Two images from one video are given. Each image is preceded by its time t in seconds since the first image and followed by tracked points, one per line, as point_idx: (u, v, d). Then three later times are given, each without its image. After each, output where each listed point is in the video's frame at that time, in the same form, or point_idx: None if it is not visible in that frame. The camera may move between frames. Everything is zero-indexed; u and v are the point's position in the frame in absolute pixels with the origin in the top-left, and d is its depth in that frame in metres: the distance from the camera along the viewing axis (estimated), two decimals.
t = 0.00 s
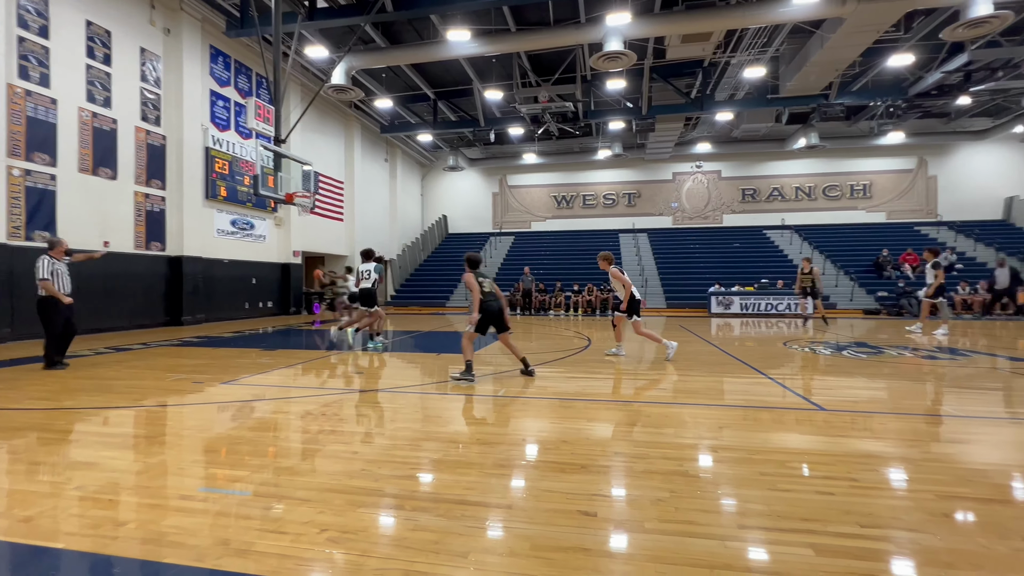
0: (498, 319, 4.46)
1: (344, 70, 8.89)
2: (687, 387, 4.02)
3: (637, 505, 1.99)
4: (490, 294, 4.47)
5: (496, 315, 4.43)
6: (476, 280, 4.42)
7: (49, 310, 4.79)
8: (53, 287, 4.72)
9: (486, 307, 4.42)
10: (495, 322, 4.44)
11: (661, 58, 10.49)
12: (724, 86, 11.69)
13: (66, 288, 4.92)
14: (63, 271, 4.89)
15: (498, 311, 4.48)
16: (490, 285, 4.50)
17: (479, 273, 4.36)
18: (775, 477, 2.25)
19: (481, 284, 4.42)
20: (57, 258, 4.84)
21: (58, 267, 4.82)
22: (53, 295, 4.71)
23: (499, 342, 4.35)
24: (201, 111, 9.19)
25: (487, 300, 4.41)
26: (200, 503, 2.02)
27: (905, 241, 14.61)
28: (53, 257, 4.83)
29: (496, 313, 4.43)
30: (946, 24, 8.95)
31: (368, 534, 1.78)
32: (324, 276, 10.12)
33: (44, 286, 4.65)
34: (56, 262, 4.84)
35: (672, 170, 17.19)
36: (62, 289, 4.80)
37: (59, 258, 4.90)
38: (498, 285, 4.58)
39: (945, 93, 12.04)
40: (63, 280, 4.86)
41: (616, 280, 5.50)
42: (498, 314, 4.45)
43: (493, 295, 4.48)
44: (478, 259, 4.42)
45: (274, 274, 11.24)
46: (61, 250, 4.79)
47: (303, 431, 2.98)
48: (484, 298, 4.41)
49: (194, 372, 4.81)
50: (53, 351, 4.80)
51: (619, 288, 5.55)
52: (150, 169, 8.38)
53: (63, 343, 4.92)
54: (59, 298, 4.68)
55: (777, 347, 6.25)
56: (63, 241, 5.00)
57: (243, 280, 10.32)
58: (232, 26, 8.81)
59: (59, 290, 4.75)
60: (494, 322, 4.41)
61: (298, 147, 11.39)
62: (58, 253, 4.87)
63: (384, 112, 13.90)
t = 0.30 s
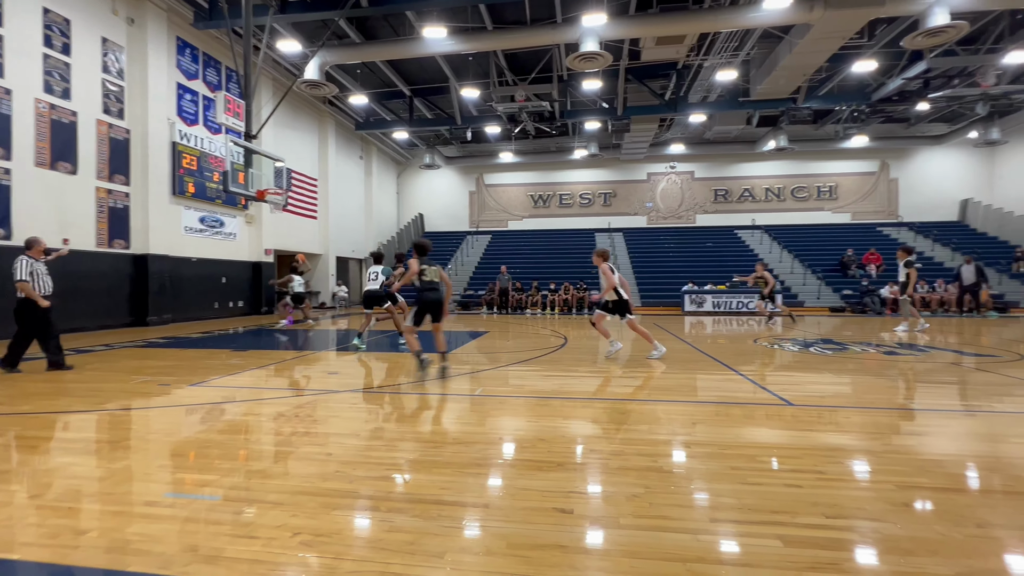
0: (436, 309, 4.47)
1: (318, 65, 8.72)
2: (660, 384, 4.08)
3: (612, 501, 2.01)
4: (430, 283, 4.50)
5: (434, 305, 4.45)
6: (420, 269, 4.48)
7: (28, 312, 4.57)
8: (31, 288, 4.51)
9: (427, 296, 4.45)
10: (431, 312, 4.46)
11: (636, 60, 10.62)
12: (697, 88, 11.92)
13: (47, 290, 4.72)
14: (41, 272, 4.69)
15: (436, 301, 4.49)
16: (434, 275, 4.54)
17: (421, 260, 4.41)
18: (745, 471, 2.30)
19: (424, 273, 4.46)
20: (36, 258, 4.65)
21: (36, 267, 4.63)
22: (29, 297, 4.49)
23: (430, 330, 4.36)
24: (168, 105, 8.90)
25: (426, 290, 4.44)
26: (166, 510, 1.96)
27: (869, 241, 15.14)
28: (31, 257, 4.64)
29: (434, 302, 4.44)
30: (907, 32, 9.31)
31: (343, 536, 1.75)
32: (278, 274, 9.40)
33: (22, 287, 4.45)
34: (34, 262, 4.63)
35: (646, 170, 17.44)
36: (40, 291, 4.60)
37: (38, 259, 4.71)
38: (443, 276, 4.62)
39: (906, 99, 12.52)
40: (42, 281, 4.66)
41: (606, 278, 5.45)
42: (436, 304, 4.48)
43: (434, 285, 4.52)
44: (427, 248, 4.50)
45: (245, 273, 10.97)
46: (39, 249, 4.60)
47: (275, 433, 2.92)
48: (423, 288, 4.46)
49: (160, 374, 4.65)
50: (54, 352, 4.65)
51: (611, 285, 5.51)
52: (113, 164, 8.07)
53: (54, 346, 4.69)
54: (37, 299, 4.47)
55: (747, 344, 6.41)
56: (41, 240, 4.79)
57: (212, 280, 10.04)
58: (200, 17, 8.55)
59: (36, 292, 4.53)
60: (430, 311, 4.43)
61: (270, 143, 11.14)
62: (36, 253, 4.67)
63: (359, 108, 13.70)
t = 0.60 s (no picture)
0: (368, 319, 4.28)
1: (294, 61, 8.57)
2: (638, 383, 4.13)
3: (591, 498, 2.03)
4: (364, 292, 4.31)
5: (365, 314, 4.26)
6: (357, 273, 4.27)
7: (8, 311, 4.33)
8: (11, 284, 4.27)
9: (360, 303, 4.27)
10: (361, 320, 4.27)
11: (614, 61, 10.73)
12: (674, 91, 12.10)
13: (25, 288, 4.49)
14: (21, 269, 4.48)
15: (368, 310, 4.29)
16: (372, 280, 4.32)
17: (359, 266, 4.24)
18: (720, 467, 2.35)
19: (360, 278, 4.25)
20: (15, 255, 4.44)
21: (16, 264, 4.42)
22: (12, 294, 4.26)
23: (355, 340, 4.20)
24: (136, 99, 8.62)
25: (357, 297, 4.26)
26: (135, 516, 1.89)
27: (839, 242, 15.57)
28: (10, 254, 4.42)
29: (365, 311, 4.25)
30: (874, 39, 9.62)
31: (319, 540, 1.72)
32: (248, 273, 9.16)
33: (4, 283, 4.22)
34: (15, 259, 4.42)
35: (624, 171, 17.63)
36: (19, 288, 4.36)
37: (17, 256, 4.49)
38: (384, 282, 4.36)
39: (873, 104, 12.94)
40: (20, 279, 4.44)
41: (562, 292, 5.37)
42: (368, 313, 4.28)
43: (371, 292, 4.31)
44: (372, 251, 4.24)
45: (218, 273, 10.70)
46: (22, 245, 4.40)
47: (250, 436, 2.85)
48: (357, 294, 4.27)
49: (128, 377, 4.50)
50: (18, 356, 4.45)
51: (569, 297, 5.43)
52: (77, 159, 7.78)
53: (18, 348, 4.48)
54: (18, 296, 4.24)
55: (722, 342, 6.53)
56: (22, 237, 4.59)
57: (183, 279, 9.77)
58: (170, 10, 8.31)
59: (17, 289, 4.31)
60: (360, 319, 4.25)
61: (243, 139, 10.88)
62: (15, 250, 4.45)
63: (336, 106, 13.50)
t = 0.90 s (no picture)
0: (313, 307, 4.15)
1: (263, 54, 8.34)
2: (611, 381, 4.18)
3: (565, 496, 2.04)
4: (313, 278, 4.21)
5: (308, 302, 4.14)
6: (308, 259, 4.23)
7: None
8: None
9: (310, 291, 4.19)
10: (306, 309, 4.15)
11: (588, 62, 10.81)
12: (646, 92, 12.26)
13: None
14: None
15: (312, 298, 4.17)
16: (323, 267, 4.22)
17: (312, 252, 4.23)
18: (691, 462, 2.39)
19: (309, 265, 4.20)
20: None
21: None
22: None
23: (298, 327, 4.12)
24: (93, 89, 8.25)
25: (305, 284, 4.19)
26: (93, 526, 1.81)
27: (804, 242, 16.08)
28: None
29: (308, 299, 4.14)
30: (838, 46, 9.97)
31: (290, 545, 1.68)
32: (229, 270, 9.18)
33: None
34: None
35: (598, 171, 17.80)
36: None
37: None
38: (336, 268, 4.23)
39: (836, 109, 13.41)
40: None
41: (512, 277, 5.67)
42: (313, 301, 4.16)
43: (320, 280, 4.20)
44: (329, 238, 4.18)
45: (182, 271, 10.34)
46: None
47: (216, 440, 2.77)
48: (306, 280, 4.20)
49: (85, 380, 4.30)
50: None
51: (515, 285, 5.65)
52: (29, 152, 7.41)
53: None
54: None
55: (693, 340, 6.66)
56: None
57: (145, 278, 9.41)
58: None
59: None
60: (304, 307, 4.14)
61: (209, 133, 10.54)
62: None
63: (308, 101, 13.21)
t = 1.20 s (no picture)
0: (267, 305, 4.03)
1: (216, 42, 7.99)
2: (574, 378, 4.23)
3: (530, 495, 2.04)
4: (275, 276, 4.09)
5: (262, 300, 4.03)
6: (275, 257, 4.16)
7: None
8: None
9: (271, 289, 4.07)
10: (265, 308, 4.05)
11: (552, 62, 10.90)
12: (609, 95, 12.47)
13: None
14: None
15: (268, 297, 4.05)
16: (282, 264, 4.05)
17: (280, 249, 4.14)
18: (652, 457, 2.45)
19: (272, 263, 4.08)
20: None
21: None
22: None
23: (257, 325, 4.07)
24: (27, 74, 7.70)
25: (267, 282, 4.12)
26: (26, 541, 1.69)
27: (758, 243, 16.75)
28: None
29: (264, 297, 4.04)
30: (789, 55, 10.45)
31: (245, 553, 1.62)
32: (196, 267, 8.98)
33: None
34: None
35: (562, 171, 17.99)
36: None
37: None
38: (290, 265, 4.01)
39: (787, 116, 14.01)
40: None
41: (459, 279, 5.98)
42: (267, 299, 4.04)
43: (275, 277, 4.05)
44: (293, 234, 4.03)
45: (128, 268, 9.81)
46: None
47: (166, 445, 2.64)
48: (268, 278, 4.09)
49: (19, 385, 4.01)
50: None
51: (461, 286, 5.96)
52: None
53: None
54: None
55: (653, 337, 6.83)
56: None
57: (86, 276, 8.88)
58: None
59: None
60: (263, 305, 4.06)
61: (158, 124, 10.04)
62: None
63: (265, 93, 12.76)
